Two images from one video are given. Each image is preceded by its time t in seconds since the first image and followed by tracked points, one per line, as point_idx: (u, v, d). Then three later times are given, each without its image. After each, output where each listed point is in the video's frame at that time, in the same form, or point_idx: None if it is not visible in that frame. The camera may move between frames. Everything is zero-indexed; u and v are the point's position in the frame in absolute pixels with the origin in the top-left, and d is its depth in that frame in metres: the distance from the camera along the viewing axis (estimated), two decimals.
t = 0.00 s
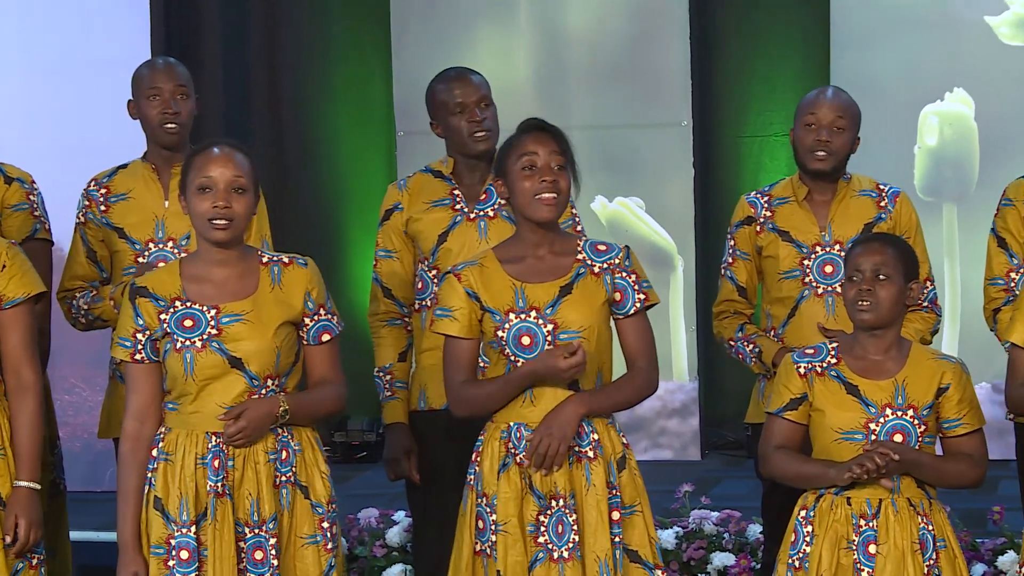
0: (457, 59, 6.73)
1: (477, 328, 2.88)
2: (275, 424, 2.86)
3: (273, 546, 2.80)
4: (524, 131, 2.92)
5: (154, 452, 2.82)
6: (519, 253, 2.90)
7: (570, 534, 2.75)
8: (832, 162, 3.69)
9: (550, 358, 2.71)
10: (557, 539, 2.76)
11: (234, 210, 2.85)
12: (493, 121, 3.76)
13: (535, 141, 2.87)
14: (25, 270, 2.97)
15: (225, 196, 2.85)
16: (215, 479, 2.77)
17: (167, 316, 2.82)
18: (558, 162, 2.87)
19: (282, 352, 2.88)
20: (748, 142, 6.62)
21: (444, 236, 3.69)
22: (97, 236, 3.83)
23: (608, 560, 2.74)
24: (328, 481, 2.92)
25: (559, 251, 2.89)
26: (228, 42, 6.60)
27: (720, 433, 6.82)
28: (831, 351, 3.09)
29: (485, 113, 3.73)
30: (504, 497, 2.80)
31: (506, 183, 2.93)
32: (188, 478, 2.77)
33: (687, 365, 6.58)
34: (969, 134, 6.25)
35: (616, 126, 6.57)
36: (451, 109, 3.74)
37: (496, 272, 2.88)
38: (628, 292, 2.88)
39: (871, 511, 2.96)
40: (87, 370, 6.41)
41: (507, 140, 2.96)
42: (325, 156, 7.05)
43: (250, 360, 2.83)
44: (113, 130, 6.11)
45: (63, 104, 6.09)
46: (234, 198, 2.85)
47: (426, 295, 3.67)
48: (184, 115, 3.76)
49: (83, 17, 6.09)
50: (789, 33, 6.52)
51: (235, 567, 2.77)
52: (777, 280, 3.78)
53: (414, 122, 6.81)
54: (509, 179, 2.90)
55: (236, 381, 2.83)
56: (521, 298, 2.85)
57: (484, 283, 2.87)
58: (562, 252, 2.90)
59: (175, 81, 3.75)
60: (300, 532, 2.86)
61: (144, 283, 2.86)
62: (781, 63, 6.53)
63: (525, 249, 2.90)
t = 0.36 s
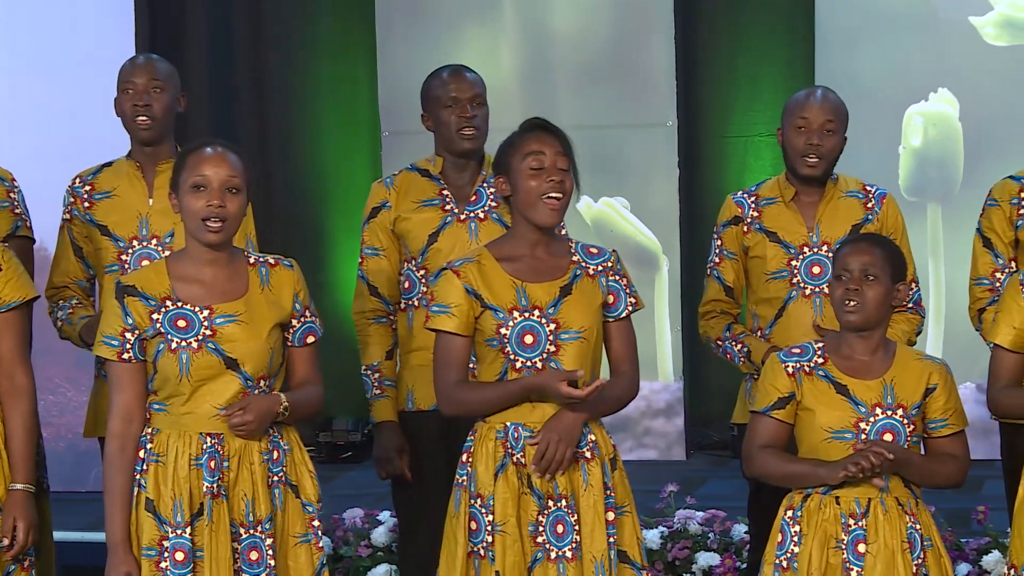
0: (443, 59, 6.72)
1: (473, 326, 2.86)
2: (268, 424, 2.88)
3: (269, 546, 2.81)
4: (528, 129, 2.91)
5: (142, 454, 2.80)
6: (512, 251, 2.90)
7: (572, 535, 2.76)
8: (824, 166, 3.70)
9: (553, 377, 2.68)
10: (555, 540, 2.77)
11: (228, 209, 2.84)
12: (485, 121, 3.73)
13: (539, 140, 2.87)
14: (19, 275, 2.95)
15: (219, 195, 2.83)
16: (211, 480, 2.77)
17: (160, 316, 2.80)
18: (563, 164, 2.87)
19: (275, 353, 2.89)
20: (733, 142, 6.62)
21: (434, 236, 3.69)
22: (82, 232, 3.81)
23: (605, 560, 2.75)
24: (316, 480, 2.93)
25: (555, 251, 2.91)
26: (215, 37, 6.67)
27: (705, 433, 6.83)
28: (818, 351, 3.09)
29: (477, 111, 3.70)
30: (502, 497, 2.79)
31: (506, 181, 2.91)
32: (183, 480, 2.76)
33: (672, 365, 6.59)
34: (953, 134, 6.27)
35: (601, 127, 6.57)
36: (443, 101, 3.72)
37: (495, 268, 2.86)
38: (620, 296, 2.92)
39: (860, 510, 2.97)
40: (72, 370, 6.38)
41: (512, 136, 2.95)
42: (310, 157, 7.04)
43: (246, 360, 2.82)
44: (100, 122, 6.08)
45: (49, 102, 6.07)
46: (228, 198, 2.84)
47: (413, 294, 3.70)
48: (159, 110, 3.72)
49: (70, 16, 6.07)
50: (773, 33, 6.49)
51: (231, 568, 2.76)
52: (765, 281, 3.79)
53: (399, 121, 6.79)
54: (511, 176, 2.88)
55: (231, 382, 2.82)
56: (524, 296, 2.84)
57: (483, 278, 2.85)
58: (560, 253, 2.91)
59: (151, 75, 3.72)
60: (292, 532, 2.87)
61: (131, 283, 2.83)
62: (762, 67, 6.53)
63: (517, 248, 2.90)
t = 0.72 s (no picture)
0: (425, 58, 6.71)
1: (454, 322, 2.85)
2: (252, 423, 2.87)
3: (253, 546, 2.80)
4: (517, 129, 2.90)
5: (126, 454, 2.77)
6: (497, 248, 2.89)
7: (546, 534, 2.76)
8: (806, 164, 3.70)
9: (537, 366, 2.70)
10: (532, 539, 2.76)
11: (213, 211, 2.83)
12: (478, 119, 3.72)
13: (528, 141, 2.87)
14: (13, 276, 2.80)
15: (206, 197, 2.83)
16: (195, 480, 2.75)
17: (145, 315, 2.79)
18: (551, 164, 2.86)
19: (259, 354, 2.89)
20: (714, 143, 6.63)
21: (419, 234, 3.70)
22: (65, 235, 3.75)
23: (581, 560, 2.75)
24: (298, 480, 2.92)
25: (541, 252, 2.90)
26: (194, 39, 6.57)
27: (686, 433, 6.84)
28: (796, 351, 3.10)
29: (469, 109, 3.69)
30: (481, 496, 2.78)
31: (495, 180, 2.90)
32: (168, 480, 2.74)
33: (652, 364, 6.58)
34: (932, 134, 6.31)
35: (582, 126, 6.57)
36: (435, 98, 3.70)
37: (479, 266, 2.86)
38: (604, 297, 2.93)
39: (831, 510, 2.98)
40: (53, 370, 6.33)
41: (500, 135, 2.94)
42: (291, 158, 7.01)
43: (231, 361, 2.82)
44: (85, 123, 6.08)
45: (28, 105, 6.05)
46: (215, 199, 2.83)
47: (398, 291, 3.69)
48: (137, 110, 3.70)
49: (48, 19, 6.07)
50: (754, 37, 6.56)
51: (215, 568, 2.75)
52: (749, 280, 3.79)
53: (380, 121, 6.77)
54: (499, 175, 2.87)
55: (216, 382, 2.80)
56: (504, 295, 2.83)
57: (466, 275, 2.85)
58: (545, 254, 2.91)
59: (130, 76, 3.72)
60: (275, 532, 2.86)
61: (116, 280, 2.81)
62: (743, 68, 6.58)
63: (503, 248, 2.89)
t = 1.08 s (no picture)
0: (406, 58, 6.69)
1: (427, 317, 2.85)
2: (229, 424, 2.83)
3: (226, 548, 2.76)
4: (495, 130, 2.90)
5: (104, 453, 2.75)
6: (479, 251, 2.88)
7: (494, 536, 2.74)
8: (780, 165, 3.70)
9: (508, 369, 2.71)
10: (483, 538, 2.74)
11: (188, 209, 2.81)
12: (464, 120, 3.70)
13: (503, 142, 2.85)
14: None
15: (182, 195, 2.82)
16: (167, 480, 2.72)
17: (123, 314, 2.77)
18: (521, 164, 2.84)
19: (238, 356, 2.86)
20: (696, 143, 6.61)
21: (401, 234, 3.68)
22: (48, 237, 3.74)
23: (533, 565, 2.72)
24: (277, 483, 2.89)
25: (520, 256, 2.87)
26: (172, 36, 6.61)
27: (667, 432, 6.84)
28: (777, 352, 3.10)
29: (455, 108, 3.68)
30: (442, 492, 2.79)
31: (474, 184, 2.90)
32: (140, 479, 2.72)
33: (634, 364, 6.59)
34: (914, 133, 6.31)
35: (565, 126, 6.55)
36: (423, 95, 3.69)
37: (455, 265, 2.87)
38: (581, 305, 2.85)
39: (817, 511, 2.97)
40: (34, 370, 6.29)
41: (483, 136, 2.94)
42: (273, 159, 6.97)
43: (208, 362, 2.79)
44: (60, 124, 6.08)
45: (15, 105, 6.07)
46: (191, 198, 2.82)
47: (380, 289, 3.66)
48: (116, 110, 3.66)
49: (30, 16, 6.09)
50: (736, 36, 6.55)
51: (186, 569, 2.73)
52: (732, 281, 3.78)
53: (362, 121, 6.76)
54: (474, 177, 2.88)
55: (192, 383, 2.78)
56: (471, 294, 2.82)
57: (441, 273, 2.85)
58: (525, 257, 2.87)
59: (109, 76, 3.68)
60: (253, 534, 2.83)
61: (98, 278, 2.80)
62: (728, 66, 6.50)
63: (482, 249, 2.88)
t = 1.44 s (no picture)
0: (392, 58, 6.67)
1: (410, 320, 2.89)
2: (201, 424, 2.83)
3: (192, 550, 2.75)
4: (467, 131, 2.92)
5: (85, 450, 2.81)
6: (456, 253, 2.90)
7: (461, 537, 2.74)
8: (767, 164, 3.70)
9: (466, 377, 2.74)
10: (453, 537, 2.75)
11: (159, 207, 2.83)
12: (450, 121, 3.69)
13: (471, 142, 2.87)
14: None
15: (155, 193, 2.84)
16: (136, 481, 2.75)
17: (101, 313, 2.83)
18: (488, 163, 2.85)
19: (213, 356, 2.85)
20: (681, 143, 6.63)
21: (386, 234, 3.67)
22: (35, 237, 3.73)
23: (500, 567, 2.72)
24: (256, 487, 2.87)
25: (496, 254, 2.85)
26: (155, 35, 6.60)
27: (653, 432, 6.84)
28: (762, 354, 3.08)
29: (441, 108, 3.67)
30: (416, 493, 2.81)
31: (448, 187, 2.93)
32: (112, 478, 2.76)
33: (620, 364, 6.58)
34: (899, 133, 6.33)
35: (550, 126, 6.55)
36: (410, 95, 3.69)
37: (432, 267, 2.89)
38: (552, 303, 2.82)
39: (808, 512, 2.97)
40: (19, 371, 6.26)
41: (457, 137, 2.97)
42: (258, 160, 6.96)
43: (178, 363, 2.81)
44: (44, 123, 6.05)
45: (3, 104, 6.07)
46: (163, 196, 2.84)
47: (365, 290, 3.66)
48: (103, 110, 3.63)
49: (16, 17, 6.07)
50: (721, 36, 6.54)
51: (154, 569, 2.74)
52: (718, 281, 3.78)
53: (348, 121, 6.73)
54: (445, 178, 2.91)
55: (163, 384, 2.81)
56: (442, 297, 2.84)
57: (417, 276, 2.88)
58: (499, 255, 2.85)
59: (97, 76, 3.66)
60: (226, 537, 2.81)
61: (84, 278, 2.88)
62: (710, 70, 6.56)
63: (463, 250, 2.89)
